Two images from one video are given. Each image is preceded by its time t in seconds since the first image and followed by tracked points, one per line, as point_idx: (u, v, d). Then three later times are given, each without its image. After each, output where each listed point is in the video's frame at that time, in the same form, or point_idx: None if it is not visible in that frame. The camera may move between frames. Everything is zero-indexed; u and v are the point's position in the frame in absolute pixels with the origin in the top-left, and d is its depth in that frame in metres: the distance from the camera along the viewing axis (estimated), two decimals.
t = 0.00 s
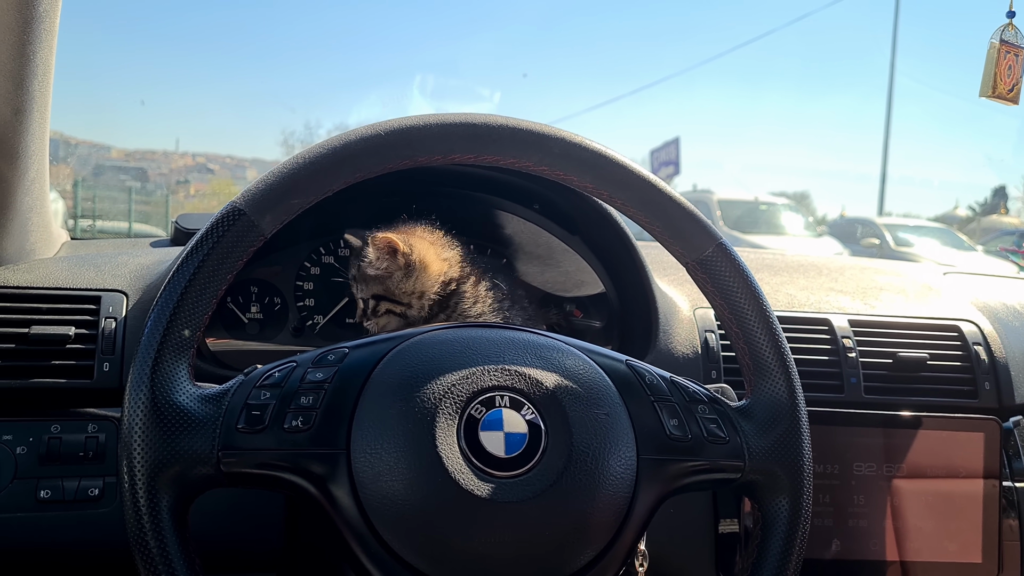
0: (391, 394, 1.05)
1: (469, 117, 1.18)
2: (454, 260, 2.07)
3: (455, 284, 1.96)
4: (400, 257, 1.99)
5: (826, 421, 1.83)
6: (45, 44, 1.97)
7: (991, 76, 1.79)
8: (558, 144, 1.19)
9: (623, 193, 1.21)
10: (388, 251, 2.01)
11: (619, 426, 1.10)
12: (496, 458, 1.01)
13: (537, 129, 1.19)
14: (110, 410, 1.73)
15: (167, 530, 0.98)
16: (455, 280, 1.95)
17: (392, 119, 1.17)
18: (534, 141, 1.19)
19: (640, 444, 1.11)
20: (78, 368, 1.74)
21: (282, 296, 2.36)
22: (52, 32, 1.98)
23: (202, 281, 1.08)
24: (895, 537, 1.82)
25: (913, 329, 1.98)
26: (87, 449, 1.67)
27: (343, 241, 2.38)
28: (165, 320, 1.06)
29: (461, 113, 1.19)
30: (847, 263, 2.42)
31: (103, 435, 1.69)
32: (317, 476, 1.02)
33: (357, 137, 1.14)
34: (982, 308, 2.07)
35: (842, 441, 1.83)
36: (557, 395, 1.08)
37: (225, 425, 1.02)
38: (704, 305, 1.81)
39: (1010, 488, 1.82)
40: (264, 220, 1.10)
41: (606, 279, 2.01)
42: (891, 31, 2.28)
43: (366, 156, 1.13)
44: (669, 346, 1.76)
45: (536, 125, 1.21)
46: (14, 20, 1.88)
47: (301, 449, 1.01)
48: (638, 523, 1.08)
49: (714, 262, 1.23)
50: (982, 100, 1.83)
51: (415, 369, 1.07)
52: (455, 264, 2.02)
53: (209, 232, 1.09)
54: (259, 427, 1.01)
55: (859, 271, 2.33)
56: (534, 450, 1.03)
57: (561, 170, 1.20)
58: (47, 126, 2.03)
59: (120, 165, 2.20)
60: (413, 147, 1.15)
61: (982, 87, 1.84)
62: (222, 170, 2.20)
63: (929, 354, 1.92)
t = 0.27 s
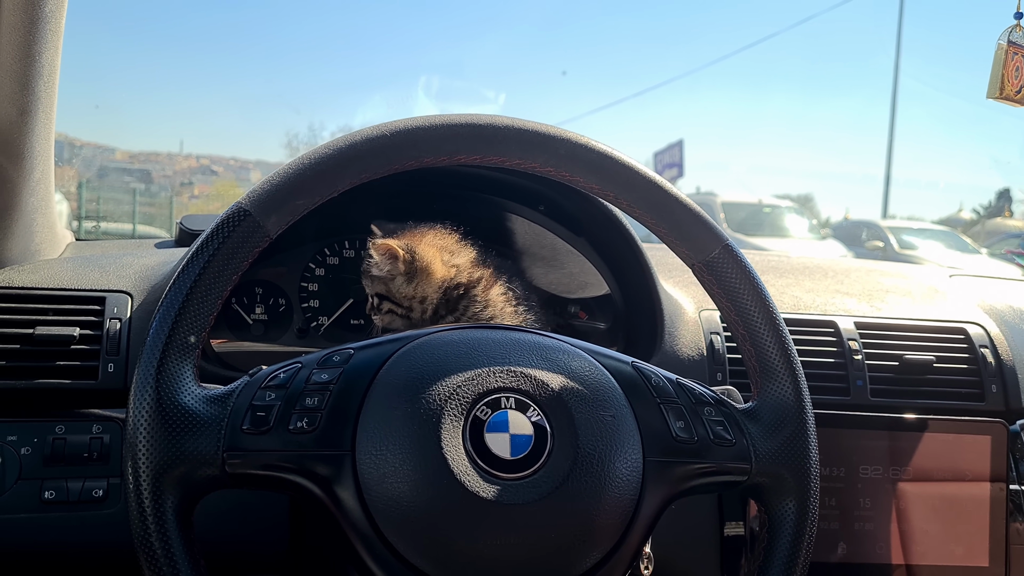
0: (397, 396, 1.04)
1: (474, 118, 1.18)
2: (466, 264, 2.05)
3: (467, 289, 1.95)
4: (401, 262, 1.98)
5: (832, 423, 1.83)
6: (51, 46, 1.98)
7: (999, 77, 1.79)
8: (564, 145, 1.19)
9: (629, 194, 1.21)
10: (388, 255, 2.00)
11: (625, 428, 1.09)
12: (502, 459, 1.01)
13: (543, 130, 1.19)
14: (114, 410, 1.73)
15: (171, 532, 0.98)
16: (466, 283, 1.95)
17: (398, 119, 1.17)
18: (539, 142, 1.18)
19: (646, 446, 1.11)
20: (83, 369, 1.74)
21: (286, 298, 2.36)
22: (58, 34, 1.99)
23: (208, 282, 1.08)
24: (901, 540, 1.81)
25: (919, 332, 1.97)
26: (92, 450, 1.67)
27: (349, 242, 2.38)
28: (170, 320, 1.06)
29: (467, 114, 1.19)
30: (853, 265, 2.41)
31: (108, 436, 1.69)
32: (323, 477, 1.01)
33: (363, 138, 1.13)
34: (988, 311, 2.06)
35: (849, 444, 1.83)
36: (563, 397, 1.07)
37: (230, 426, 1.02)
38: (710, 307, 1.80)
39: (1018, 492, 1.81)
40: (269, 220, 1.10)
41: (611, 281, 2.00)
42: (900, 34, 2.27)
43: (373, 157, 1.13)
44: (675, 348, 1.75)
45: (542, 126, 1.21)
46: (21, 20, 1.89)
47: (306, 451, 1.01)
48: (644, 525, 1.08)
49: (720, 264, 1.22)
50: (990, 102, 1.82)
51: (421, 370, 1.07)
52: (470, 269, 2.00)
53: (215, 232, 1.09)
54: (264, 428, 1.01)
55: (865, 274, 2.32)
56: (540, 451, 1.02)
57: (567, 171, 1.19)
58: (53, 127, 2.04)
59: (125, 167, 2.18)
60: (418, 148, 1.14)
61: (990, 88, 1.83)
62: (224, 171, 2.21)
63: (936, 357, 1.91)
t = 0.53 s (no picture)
0: (404, 399, 1.03)
1: (482, 117, 1.17)
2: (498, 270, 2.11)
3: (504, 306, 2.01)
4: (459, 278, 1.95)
5: (841, 427, 1.81)
6: (54, 46, 1.96)
7: (1012, 78, 1.77)
8: (573, 145, 1.17)
9: (639, 195, 1.19)
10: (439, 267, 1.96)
11: (634, 432, 1.08)
12: (510, 464, 0.99)
13: (552, 129, 1.18)
14: (116, 413, 1.71)
15: (174, 537, 0.97)
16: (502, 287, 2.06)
17: (405, 119, 1.15)
18: (548, 142, 1.17)
19: (656, 450, 1.09)
20: (84, 370, 1.73)
21: (290, 300, 2.34)
22: (60, 33, 1.98)
23: (212, 283, 1.06)
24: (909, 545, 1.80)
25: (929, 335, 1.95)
26: (94, 453, 1.66)
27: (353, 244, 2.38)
28: (174, 322, 1.04)
29: (474, 113, 1.17)
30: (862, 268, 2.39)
31: (109, 439, 1.67)
32: (328, 482, 1.00)
33: (369, 138, 1.12)
34: (999, 314, 2.04)
35: (858, 448, 1.79)
36: (572, 400, 1.05)
37: (234, 429, 1.01)
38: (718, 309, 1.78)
39: None
40: (274, 220, 1.08)
41: (619, 283, 1.99)
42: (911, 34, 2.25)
43: (379, 156, 1.11)
44: (682, 351, 1.73)
45: (551, 125, 1.19)
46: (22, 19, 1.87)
47: (311, 455, 0.99)
48: (654, 531, 1.06)
49: (730, 266, 1.21)
50: (1002, 103, 1.80)
51: (428, 373, 1.05)
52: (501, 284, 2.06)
53: (219, 232, 1.07)
54: (269, 432, 0.99)
55: (873, 277, 2.30)
56: (549, 456, 1.00)
57: (576, 171, 1.18)
58: (54, 126, 2.03)
59: (126, 168, 2.16)
60: (425, 147, 1.13)
61: (1002, 89, 1.81)
62: (225, 173, 2.16)
63: (946, 361, 1.89)
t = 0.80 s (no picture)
0: (421, 419, 0.98)
1: (501, 124, 1.12)
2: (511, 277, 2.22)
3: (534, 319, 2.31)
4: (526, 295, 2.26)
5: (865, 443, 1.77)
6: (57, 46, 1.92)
7: None
8: (596, 152, 1.13)
9: (664, 205, 1.14)
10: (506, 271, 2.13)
11: (662, 453, 1.03)
12: (534, 489, 0.94)
13: (574, 136, 1.13)
14: (120, 428, 1.67)
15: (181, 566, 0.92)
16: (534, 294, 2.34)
17: (421, 126, 1.11)
18: (570, 150, 1.12)
19: (685, 473, 1.04)
20: (86, 385, 1.68)
21: (298, 310, 2.30)
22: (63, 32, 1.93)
23: (221, 297, 1.01)
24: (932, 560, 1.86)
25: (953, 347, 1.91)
26: (96, 470, 1.61)
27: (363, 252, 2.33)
28: (180, 339, 0.99)
29: (492, 120, 1.12)
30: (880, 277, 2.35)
31: (112, 455, 1.62)
32: (342, 507, 0.95)
33: (384, 145, 1.07)
34: None
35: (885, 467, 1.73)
36: (597, 421, 1.01)
37: (244, 452, 0.96)
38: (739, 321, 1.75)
39: None
40: (284, 231, 1.03)
41: (635, 293, 1.96)
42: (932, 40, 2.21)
43: (394, 164, 1.06)
44: (703, 364, 1.69)
45: (572, 132, 1.14)
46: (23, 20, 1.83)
47: (324, 478, 0.95)
48: (683, 558, 1.01)
49: (759, 279, 1.16)
50: None
51: (446, 392, 1.00)
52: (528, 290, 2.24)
53: (228, 244, 1.03)
54: (280, 454, 0.94)
55: (893, 286, 2.26)
56: (574, 480, 0.96)
57: (599, 180, 1.13)
58: (55, 128, 1.98)
59: (128, 170, 2.11)
60: (443, 154, 1.08)
61: None
62: (228, 174, 2.20)
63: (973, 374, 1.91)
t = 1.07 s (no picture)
0: (435, 438, 0.90)
1: (520, 117, 1.04)
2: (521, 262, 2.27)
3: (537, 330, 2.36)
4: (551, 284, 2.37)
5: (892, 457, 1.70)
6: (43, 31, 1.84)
7: None
8: (622, 149, 1.05)
9: (695, 207, 1.06)
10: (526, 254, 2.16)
11: (695, 476, 0.95)
12: (558, 516, 0.86)
13: (599, 132, 1.05)
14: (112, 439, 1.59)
15: None
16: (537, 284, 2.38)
17: (435, 119, 1.03)
18: (595, 146, 1.04)
19: (720, 497, 0.96)
20: (75, 393, 1.60)
21: (301, 315, 2.22)
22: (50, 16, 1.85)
23: (217, 304, 0.93)
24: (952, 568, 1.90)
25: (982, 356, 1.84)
26: (85, 485, 1.54)
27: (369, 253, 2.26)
28: (173, 349, 0.91)
29: (511, 114, 1.04)
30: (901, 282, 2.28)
31: (102, 468, 1.56)
32: (349, 534, 0.87)
33: (396, 140, 0.99)
34: None
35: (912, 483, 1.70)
36: (626, 440, 0.93)
37: (242, 473, 0.88)
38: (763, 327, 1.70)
39: None
40: (287, 232, 0.95)
41: (655, 297, 1.94)
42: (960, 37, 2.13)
43: (406, 161, 0.98)
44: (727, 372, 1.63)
45: (597, 127, 1.06)
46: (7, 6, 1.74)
47: (329, 503, 0.87)
48: None
49: (797, 286, 1.07)
50: None
51: (462, 409, 0.92)
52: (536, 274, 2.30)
53: (226, 246, 0.95)
54: (281, 476, 0.86)
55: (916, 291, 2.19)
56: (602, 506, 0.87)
57: (626, 179, 1.05)
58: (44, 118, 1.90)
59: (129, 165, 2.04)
60: (458, 150, 1.00)
61: None
62: (229, 170, 2.15)
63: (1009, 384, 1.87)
